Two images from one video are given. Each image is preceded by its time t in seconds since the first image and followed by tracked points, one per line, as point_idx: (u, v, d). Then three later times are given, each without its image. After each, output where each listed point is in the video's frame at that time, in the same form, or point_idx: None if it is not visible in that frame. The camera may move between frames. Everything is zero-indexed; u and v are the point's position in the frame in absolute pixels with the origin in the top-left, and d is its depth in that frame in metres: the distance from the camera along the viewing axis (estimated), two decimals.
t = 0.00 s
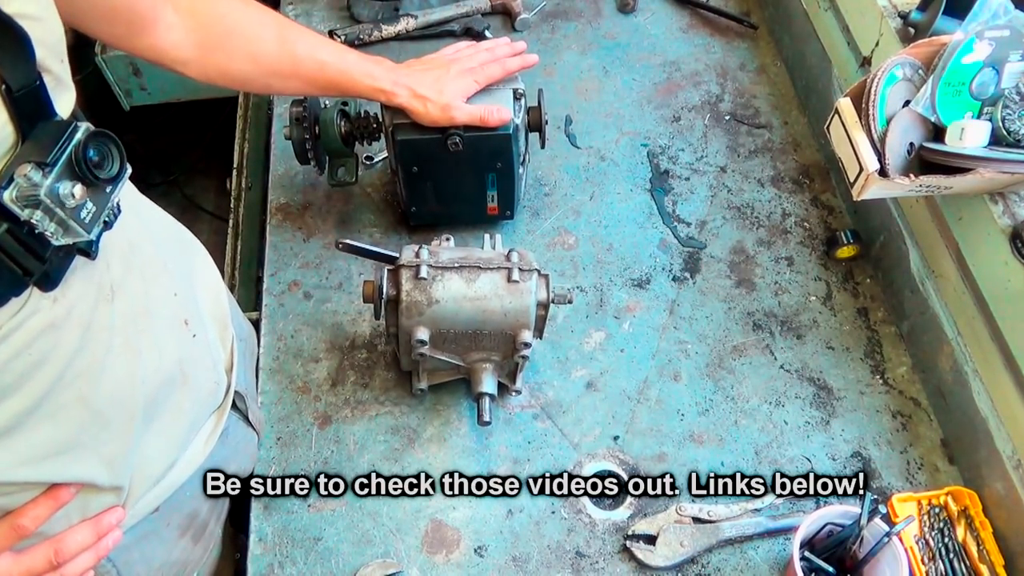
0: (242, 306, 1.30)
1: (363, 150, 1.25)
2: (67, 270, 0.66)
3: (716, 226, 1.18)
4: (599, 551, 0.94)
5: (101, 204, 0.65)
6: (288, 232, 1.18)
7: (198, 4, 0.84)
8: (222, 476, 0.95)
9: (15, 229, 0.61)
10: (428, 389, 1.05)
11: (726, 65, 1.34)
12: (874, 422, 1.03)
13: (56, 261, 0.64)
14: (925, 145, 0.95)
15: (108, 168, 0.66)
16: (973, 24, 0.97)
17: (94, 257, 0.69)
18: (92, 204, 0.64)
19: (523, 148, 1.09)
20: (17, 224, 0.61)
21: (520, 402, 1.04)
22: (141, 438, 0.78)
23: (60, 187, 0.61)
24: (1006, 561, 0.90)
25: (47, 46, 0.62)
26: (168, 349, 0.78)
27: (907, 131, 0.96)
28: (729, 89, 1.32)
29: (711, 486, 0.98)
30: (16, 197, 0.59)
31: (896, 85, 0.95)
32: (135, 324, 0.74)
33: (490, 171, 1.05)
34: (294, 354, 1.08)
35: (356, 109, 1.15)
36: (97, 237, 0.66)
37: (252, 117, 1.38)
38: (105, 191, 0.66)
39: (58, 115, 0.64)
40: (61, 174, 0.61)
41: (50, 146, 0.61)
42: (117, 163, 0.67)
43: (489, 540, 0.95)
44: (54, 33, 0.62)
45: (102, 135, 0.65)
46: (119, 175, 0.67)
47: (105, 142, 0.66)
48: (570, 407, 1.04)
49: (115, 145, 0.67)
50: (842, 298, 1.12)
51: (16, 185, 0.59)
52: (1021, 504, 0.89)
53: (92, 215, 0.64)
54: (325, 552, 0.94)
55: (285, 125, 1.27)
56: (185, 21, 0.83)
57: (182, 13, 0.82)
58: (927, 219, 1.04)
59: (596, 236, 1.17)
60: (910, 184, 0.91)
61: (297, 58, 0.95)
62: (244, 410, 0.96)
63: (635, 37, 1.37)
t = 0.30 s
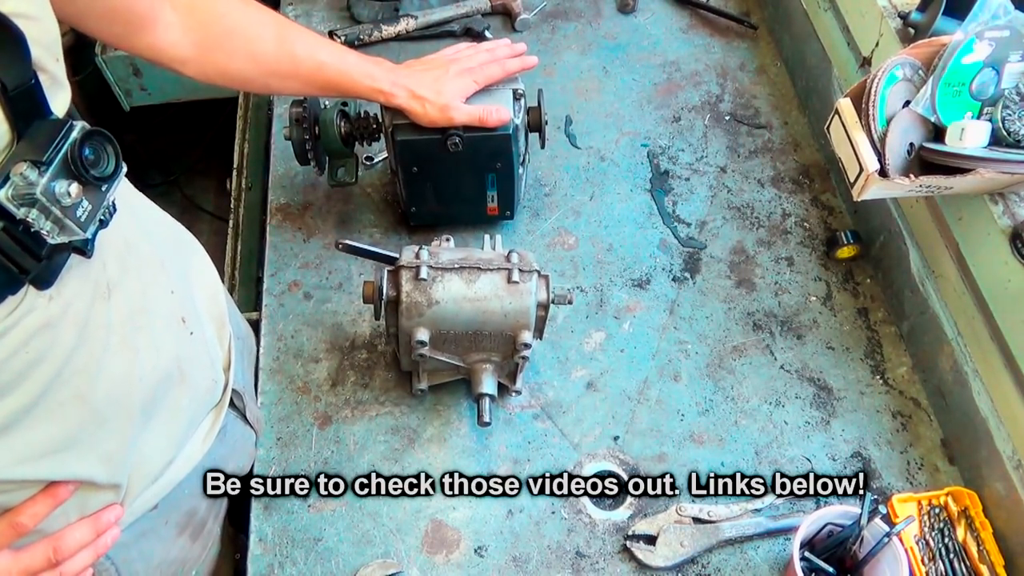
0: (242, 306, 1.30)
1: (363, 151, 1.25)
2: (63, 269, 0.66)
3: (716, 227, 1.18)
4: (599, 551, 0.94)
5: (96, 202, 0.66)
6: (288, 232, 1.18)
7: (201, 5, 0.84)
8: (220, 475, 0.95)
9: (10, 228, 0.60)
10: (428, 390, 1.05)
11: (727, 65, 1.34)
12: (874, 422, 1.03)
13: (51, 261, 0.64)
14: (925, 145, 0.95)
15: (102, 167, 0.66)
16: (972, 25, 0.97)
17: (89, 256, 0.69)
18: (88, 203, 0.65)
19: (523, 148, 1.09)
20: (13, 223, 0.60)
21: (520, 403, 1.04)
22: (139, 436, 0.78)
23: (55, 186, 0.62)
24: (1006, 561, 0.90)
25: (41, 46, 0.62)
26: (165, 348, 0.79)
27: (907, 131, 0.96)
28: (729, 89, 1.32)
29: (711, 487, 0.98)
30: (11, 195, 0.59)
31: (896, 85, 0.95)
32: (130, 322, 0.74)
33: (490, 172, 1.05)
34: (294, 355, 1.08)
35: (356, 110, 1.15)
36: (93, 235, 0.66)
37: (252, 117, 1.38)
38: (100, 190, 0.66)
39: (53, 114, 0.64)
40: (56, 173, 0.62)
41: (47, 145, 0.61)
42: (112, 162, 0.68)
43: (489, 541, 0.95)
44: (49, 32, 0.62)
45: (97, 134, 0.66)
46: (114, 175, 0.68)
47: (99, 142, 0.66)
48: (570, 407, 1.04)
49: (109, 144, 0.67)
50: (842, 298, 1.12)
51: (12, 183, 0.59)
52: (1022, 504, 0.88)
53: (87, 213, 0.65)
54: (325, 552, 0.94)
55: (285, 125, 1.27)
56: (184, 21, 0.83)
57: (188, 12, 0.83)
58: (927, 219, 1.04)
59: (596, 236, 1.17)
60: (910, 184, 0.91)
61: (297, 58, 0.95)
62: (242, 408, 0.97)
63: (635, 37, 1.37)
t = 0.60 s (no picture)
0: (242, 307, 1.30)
1: (363, 151, 1.25)
2: (59, 279, 0.66)
3: (716, 227, 1.18)
4: (599, 551, 0.94)
5: (93, 215, 0.65)
6: (288, 232, 1.18)
7: None
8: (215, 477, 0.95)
9: (5, 240, 0.60)
10: (428, 390, 1.05)
11: (727, 66, 1.34)
12: (874, 422, 1.03)
13: (46, 271, 0.64)
14: (925, 145, 0.95)
15: (99, 180, 0.65)
16: (972, 25, 0.97)
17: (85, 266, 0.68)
18: (84, 215, 0.64)
19: (523, 148, 1.09)
20: (8, 234, 0.60)
21: (520, 403, 1.04)
22: (135, 442, 0.78)
23: (50, 199, 0.61)
24: (1006, 561, 0.90)
25: (40, 52, 0.62)
26: (164, 355, 0.78)
27: (907, 131, 0.96)
28: (728, 89, 1.32)
29: (711, 486, 0.98)
30: (7, 208, 0.59)
31: (896, 85, 0.95)
32: (128, 329, 0.74)
33: (490, 172, 1.05)
34: (294, 355, 1.08)
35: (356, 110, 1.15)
36: (88, 248, 0.66)
37: (252, 118, 1.39)
38: (97, 202, 0.65)
39: (53, 121, 0.64)
40: (52, 185, 0.61)
41: (42, 157, 0.60)
42: (110, 174, 0.67)
43: (489, 541, 0.95)
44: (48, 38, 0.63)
45: (94, 146, 0.65)
46: (112, 187, 0.67)
47: (96, 154, 0.65)
48: (570, 407, 1.04)
49: (107, 156, 0.66)
50: (842, 298, 1.12)
51: (7, 196, 0.59)
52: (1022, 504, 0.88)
53: (83, 226, 0.64)
54: (325, 552, 0.94)
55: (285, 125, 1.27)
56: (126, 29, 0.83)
57: None
58: (927, 219, 1.04)
59: (596, 236, 1.17)
60: (910, 184, 0.91)
61: (211, 54, 0.85)
62: (240, 413, 0.97)
63: (635, 37, 1.37)
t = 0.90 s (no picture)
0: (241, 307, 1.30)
1: (363, 151, 1.25)
2: (50, 282, 0.66)
3: (716, 227, 1.18)
4: (599, 551, 0.94)
5: (88, 218, 0.65)
6: (288, 232, 1.18)
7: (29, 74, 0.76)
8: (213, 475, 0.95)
9: (3, 243, 0.59)
10: (428, 390, 1.05)
11: (727, 66, 1.34)
12: (874, 422, 1.03)
13: (39, 273, 0.63)
14: (925, 145, 0.95)
15: (96, 184, 0.65)
16: (973, 24, 0.97)
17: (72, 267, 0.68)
18: (80, 218, 0.64)
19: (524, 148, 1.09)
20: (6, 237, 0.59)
21: (520, 403, 1.04)
22: (130, 443, 0.78)
23: (50, 203, 0.60)
24: (1006, 561, 0.90)
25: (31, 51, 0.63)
26: (154, 353, 0.78)
27: (907, 131, 0.96)
28: (728, 89, 1.32)
29: (711, 486, 0.98)
30: (7, 212, 0.58)
31: (896, 85, 0.95)
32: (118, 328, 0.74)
33: (490, 172, 1.05)
34: (294, 355, 1.08)
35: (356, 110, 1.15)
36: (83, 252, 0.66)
37: (252, 118, 1.39)
38: (92, 205, 0.65)
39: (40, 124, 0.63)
40: (52, 189, 0.60)
41: (40, 161, 0.60)
42: (104, 176, 0.66)
43: (490, 541, 0.95)
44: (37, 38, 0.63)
45: (90, 150, 0.64)
46: (105, 189, 0.67)
47: (92, 157, 0.65)
48: (570, 407, 1.04)
49: (102, 159, 0.66)
50: (842, 298, 1.12)
51: (7, 200, 0.58)
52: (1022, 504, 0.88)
53: (80, 229, 0.64)
54: (325, 552, 0.94)
55: (285, 125, 1.27)
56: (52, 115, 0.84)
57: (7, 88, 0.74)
58: (927, 219, 1.04)
59: (596, 236, 1.17)
60: (910, 184, 0.91)
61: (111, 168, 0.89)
62: (233, 409, 0.98)
63: (634, 38, 1.37)
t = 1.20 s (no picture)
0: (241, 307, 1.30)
1: (363, 151, 1.26)
2: (42, 281, 0.67)
3: (716, 227, 1.18)
4: (599, 551, 0.94)
5: (79, 213, 0.66)
6: (288, 232, 1.18)
7: None
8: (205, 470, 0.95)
9: None
10: (428, 390, 1.05)
11: (727, 66, 1.34)
12: (874, 422, 1.03)
13: (33, 271, 0.65)
14: (925, 145, 0.95)
15: (85, 178, 0.66)
16: (972, 24, 0.97)
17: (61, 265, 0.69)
18: (73, 214, 0.65)
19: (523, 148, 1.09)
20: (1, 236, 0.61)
21: (520, 403, 1.04)
22: (126, 444, 0.78)
23: (42, 199, 0.61)
24: (1006, 562, 0.90)
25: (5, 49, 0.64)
26: (141, 351, 0.79)
27: (907, 131, 0.96)
28: (728, 89, 1.32)
29: (711, 487, 0.98)
30: None
31: (896, 85, 0.95)
32: (105, 327, 0.75)
33: (490, 172, 1.05)
34: (294, 355, 1.08)
35: (356, 110, 1.15)
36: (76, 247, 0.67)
37: (252, 118, 1.39)
38: (82, 200, 0.66)
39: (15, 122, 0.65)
40: (43, 185, 0.61)
41: (29, 159, 0.61)
42: (92, 170, 0.67)
43: (489, 541, 0.95)
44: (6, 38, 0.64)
45: (76, 144, 0.65)
46: (95, 183, 0.68)
47: (78, 152, 0.66)
48: (570, 407, 1.04)
49: (88, 153, 0.67)
50: (842, 298, 1.12)
51: None
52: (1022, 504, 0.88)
53: (73, 223, 0.65)
54: (325, 552, 0.94)
55: (285, 125, 1.27)
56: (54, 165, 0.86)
57: None
58: (927, 219, 1.04)
59: (596, 236, 1.17)
60: (910, 184, 0.91)
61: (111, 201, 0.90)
62: (221, 400, 0.97)
63: (634, 38, 1.37)
